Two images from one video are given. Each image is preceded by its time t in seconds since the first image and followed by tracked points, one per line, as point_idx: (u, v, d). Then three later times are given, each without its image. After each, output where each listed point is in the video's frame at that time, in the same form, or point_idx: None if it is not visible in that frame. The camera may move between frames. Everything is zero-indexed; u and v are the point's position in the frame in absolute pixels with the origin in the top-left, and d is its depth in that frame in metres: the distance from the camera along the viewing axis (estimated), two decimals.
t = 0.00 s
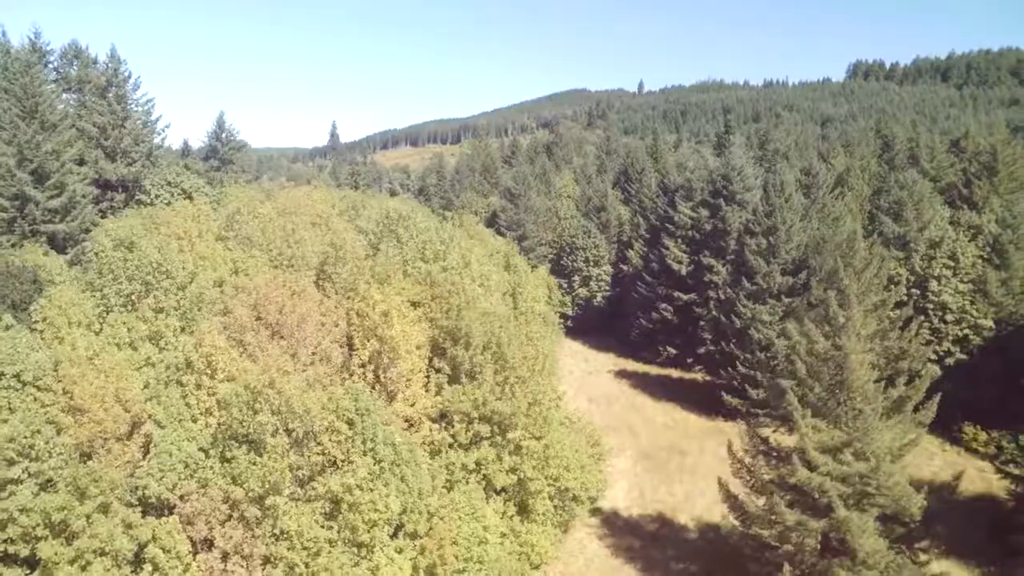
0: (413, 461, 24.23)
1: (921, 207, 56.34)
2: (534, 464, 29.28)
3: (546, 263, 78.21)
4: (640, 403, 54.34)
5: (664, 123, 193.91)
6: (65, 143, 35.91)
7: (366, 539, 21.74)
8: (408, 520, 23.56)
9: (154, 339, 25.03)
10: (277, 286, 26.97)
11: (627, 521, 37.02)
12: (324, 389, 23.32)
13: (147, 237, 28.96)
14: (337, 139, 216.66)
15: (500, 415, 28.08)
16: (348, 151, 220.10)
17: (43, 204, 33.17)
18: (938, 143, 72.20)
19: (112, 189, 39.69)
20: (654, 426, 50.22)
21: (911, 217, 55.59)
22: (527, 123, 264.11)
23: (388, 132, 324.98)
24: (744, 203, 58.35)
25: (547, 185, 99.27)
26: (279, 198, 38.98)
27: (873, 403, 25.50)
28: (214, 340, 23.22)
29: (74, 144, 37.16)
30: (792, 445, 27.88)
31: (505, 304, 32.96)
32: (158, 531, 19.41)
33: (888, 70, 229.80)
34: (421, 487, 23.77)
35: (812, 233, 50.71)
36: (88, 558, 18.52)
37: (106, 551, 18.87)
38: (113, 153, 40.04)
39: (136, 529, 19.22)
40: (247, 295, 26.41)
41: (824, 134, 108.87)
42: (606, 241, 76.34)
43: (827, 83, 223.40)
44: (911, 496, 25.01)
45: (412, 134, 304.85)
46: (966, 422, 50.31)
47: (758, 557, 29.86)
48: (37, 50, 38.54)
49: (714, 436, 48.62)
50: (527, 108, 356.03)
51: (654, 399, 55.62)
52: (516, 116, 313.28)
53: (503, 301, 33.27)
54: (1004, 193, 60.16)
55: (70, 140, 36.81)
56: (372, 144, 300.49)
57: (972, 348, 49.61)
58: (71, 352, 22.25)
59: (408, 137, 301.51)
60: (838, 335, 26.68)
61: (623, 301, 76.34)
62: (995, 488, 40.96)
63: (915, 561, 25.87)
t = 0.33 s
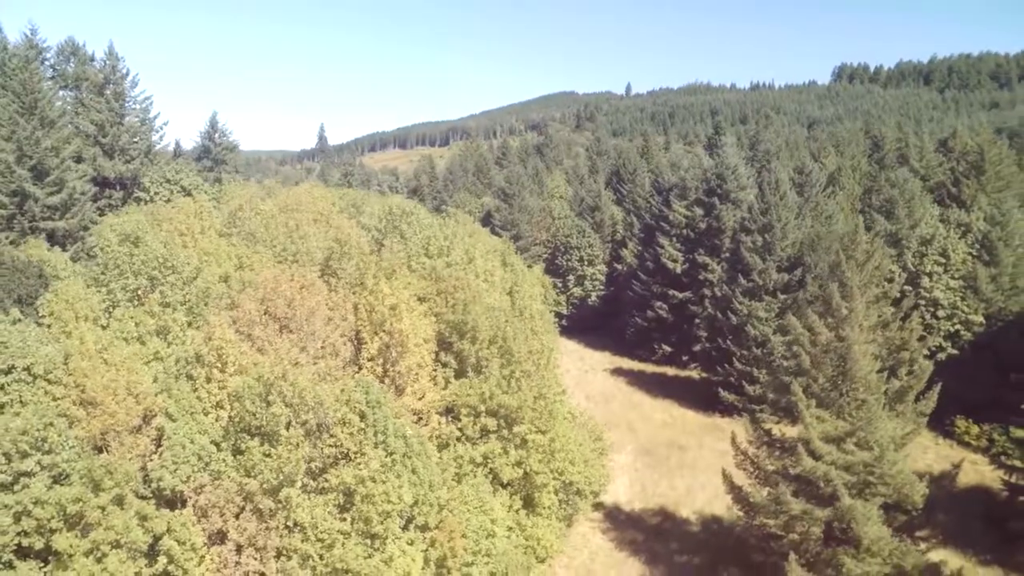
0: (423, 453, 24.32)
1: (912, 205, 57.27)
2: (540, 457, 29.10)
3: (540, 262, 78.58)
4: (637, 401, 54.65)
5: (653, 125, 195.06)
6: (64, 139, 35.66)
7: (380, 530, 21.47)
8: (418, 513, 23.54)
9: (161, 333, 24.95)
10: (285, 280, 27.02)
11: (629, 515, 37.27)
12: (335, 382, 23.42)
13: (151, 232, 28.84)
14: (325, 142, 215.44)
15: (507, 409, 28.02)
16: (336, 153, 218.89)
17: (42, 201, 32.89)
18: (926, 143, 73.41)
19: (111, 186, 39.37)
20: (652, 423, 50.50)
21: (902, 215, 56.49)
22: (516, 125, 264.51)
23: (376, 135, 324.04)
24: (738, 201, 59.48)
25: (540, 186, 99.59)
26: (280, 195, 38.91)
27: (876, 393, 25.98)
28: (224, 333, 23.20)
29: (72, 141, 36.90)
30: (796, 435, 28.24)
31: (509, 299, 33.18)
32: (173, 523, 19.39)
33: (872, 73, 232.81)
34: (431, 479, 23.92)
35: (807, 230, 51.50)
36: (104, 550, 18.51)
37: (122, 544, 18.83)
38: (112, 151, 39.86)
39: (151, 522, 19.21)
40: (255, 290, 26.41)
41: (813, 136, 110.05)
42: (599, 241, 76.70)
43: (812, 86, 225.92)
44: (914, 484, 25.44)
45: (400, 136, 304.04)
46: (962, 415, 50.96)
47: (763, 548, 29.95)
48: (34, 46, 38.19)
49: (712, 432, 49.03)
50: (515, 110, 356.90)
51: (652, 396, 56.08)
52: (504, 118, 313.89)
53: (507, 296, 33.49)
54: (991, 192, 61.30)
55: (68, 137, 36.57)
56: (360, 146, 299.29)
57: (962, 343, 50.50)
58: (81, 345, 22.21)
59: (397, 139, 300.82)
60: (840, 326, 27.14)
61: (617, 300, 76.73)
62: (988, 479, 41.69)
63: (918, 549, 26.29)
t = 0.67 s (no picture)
0: (432, 445, 24.40)
1: (902, 202, 58.14)
2: (545, 450, 29.17)
3: (533, 261, 78.83)
4: (633, 397, 55.15)
5: (641, 127, 196.06)
6: (62, 135, 35.37)
7: (393, 521, 21.51)
8: (429, 504, 23.58)
9: (168, 327, 24.92)
10: (292, 273, 27.04)
11: (630, 508, 37.56)
12: (344, 374, 23.43)
13: (154, 227, 28.67)
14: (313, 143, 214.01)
15: (513, 402, 28.19)
16: (324, 155, 217.41)
17: (41, 197, 32.57)
18: (913, 142, 74.52)
19: (108, 183, 39.04)
20: (650, 418, 50.89)
21: (893, 212, 57.36)
22: (505, 127, 264.88)
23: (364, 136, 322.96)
24: (732, 199, 60.35)
25: (532, 185, 99.87)
26: (280, 192, 38.86)
27: (877, 382, 26.46)
28: (234, 325, 23.14)
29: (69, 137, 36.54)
30: (798, 425, 28.68)
31: (512, 294, 33.38)
32: (187, 514, 19.25)
33: (856, 76, 235.50)
34: (441, 470, 24.08)
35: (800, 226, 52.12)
36: (121, 541, 18.62)
37: (138, 535, 18.90)
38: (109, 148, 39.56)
39: (166, 513, 19.14)
40: (262, 284, 26.41)
41: (801, 136, 111.18)
42: (593, 240, 77.09)
43: (798, 88, 228.05)
44: (915, 471, 25.96)
45: (388, 137, 302.86)
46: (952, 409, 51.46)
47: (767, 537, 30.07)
48: (30, 42, 37.82)
49: (708, 426, 49.49)
50: (502, 112, 357.31)
51: (648, 392, 56.67)
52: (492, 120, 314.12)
53: (510, 291, 33.69)
54: (978, 189, 62.42)
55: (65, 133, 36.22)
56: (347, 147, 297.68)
57: (952, 337, 51.33)
58: (90, 338, 22.09)
59: (384, 140, 299.73)
60: (841, 317, 27.60)
61: (611, 299, 77.18)
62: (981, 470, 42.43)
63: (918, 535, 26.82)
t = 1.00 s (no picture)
0: (439, 435, 24.64)
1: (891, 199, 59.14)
2: (549, 442, 29.43)
3: (526, 259, 79.08)
4: (629, 393, 55.54)
5: (629, 127, 196.92)
6: (59, 131, 35.15)
7: (404, 510, 21.72)
8: (438, 495, 23.79)
9: (174, 320, 24.90)
10: (297, 267, 27.14)
11: (630, 500, 37.93)
12: (352, 365, 23.48)
13: (157, 221, 28.58)
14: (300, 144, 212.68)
15: (518, 394, 28.45)
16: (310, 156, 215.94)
17: (39, 193, 32.34)
18: (900, 141, 75.82)
19: (105, 180, 38.77)
20: (646, 413, 51.31)
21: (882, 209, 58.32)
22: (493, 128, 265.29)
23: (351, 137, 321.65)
24: (724, 197, 61.06)
25: (523, 184, 100.14)
26: (279, 188, 38.81)
27: (875, 372, 27.07)
28: (243, 318, 23.19)
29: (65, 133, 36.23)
30: (798, 415, 29.20)
31: (514, 288, 33.65)
32: (200, 505, 19.31)
33: (839, 78, 238.38)
34: (449, 460, 24.36)
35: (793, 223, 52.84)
36: (135, 532, 18.64)
37: (152, 525, 18.91)
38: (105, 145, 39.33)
39: (180, 504, 19.17)
40: (268, 278, 26.46)
41: (787, 136, 112.57)
42: (585, 238, 77.47)
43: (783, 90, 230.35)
44: (913, 457, 26.60)
45: (375, 138, 301.67)
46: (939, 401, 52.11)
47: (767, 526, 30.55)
48: (25, 37, 37.52)
49: (704, 421, 50.02)
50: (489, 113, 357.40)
51: (642, 388, 57.13)
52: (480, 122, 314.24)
53: (512, 285, 33.98)
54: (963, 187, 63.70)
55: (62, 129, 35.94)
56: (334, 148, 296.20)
57: (940, 331, 52.25)
58: (98, 330, 22.03)
59: (371, 141, 298.18)
60: (840, 308, 28.15)
61: (603, 297, 77.58)
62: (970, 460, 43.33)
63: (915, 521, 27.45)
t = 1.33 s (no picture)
0: (445, 427, 24.83)
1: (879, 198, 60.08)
2: (552, 436, 29.69)
3: (518, 259, 79.50)
4: (623, 390, 55.96)
5: (615, 130, 198.02)
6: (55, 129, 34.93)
7: (414, 501, 21.94)
8: (445, 487, 24.00)
9: (179, 316, 24.85)
10: (301, 261, 27.22)
11: (628, 495, 38.32)
12: (361, 358, 23.59)
13: (160, 217, 28.52)
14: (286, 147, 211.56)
15: (520, 387, 28.73)
16: (296, 159, 214.76)
17: (36, 191, 32.05)
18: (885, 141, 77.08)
19: (100, 179, 38.50)
20: (641, 410, 51.77)
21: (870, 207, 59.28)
22: (479, 130, 265.76)
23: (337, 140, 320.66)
24: (715, 196, 61.74)
25: (513, 185, 100.56)
26: (278, 186, 38.81)
27: (871, 362, 27.63)
28: (250, 312, 23.22)
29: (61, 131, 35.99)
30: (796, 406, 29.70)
31: (514, 284, 33.90)
32: (213, 497, 19.38)
33: (822, 81, 241.35)
34: (455, 453, 24.62)
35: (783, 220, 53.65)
36: (149, 523, 18.63)
37: (166, 517, 18.93)
38: (100, 144, 39.09)
39: (193, 495, 19.20)
40: (273, 273, 26.50)
41: (773, 137, 113.94)
42: (576, 238, 77.93)
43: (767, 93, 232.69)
44: (909, 446, 27.19)
45: (361, 141, 300.69)
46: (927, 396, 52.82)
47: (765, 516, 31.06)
48: (19, 35, 37.26)
49: (697, 417, 50.59)
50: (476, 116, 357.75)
51: (636, 385, 57.64)
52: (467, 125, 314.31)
53: (512, 281, 34.25)
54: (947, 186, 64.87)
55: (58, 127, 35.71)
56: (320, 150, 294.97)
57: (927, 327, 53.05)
58: (106, 324, 21.95)
59: (358, 144, 297.37)
60: (837, 300, 28.71)
61: (595, 296, 78.04)
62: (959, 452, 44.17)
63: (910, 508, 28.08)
